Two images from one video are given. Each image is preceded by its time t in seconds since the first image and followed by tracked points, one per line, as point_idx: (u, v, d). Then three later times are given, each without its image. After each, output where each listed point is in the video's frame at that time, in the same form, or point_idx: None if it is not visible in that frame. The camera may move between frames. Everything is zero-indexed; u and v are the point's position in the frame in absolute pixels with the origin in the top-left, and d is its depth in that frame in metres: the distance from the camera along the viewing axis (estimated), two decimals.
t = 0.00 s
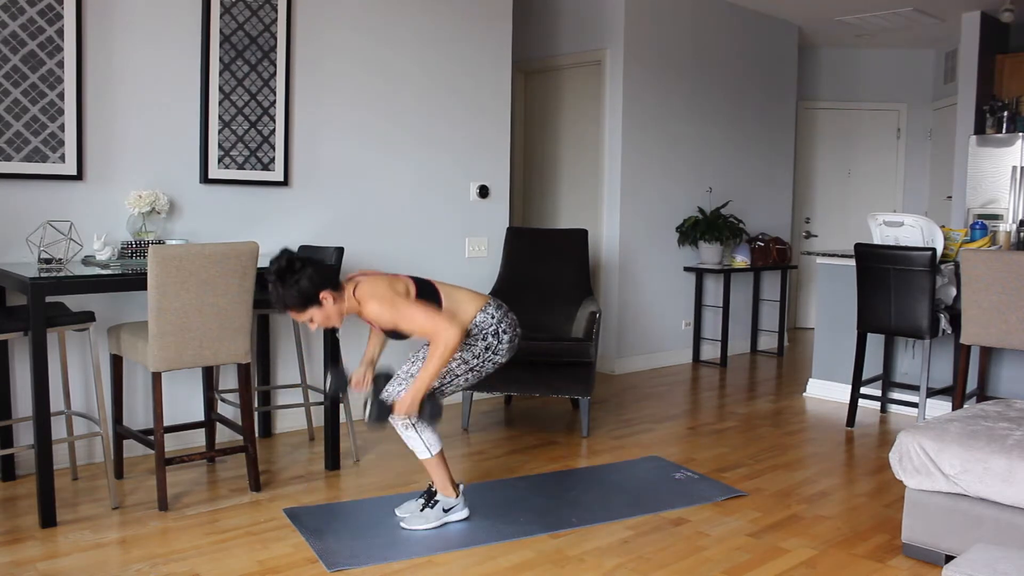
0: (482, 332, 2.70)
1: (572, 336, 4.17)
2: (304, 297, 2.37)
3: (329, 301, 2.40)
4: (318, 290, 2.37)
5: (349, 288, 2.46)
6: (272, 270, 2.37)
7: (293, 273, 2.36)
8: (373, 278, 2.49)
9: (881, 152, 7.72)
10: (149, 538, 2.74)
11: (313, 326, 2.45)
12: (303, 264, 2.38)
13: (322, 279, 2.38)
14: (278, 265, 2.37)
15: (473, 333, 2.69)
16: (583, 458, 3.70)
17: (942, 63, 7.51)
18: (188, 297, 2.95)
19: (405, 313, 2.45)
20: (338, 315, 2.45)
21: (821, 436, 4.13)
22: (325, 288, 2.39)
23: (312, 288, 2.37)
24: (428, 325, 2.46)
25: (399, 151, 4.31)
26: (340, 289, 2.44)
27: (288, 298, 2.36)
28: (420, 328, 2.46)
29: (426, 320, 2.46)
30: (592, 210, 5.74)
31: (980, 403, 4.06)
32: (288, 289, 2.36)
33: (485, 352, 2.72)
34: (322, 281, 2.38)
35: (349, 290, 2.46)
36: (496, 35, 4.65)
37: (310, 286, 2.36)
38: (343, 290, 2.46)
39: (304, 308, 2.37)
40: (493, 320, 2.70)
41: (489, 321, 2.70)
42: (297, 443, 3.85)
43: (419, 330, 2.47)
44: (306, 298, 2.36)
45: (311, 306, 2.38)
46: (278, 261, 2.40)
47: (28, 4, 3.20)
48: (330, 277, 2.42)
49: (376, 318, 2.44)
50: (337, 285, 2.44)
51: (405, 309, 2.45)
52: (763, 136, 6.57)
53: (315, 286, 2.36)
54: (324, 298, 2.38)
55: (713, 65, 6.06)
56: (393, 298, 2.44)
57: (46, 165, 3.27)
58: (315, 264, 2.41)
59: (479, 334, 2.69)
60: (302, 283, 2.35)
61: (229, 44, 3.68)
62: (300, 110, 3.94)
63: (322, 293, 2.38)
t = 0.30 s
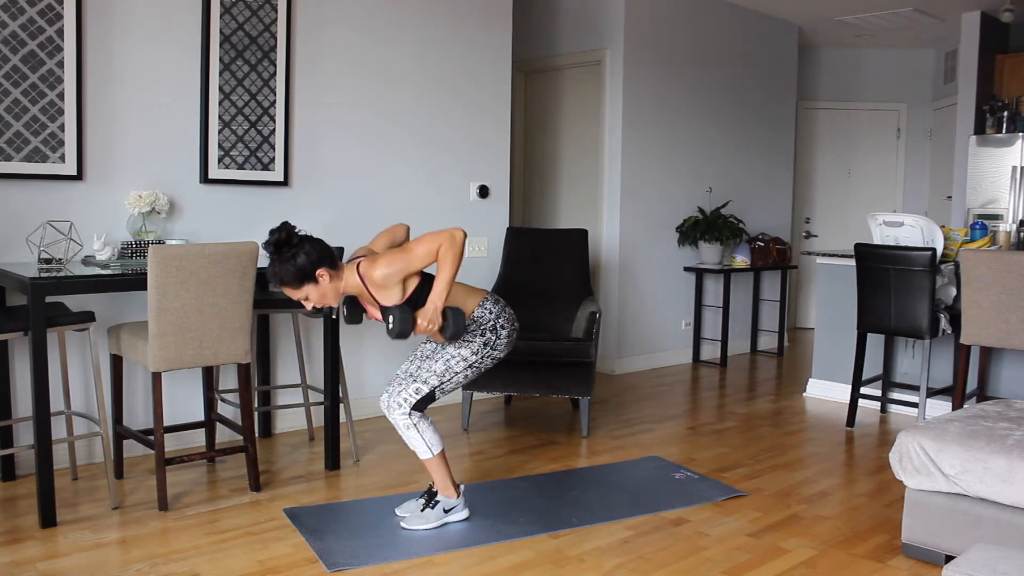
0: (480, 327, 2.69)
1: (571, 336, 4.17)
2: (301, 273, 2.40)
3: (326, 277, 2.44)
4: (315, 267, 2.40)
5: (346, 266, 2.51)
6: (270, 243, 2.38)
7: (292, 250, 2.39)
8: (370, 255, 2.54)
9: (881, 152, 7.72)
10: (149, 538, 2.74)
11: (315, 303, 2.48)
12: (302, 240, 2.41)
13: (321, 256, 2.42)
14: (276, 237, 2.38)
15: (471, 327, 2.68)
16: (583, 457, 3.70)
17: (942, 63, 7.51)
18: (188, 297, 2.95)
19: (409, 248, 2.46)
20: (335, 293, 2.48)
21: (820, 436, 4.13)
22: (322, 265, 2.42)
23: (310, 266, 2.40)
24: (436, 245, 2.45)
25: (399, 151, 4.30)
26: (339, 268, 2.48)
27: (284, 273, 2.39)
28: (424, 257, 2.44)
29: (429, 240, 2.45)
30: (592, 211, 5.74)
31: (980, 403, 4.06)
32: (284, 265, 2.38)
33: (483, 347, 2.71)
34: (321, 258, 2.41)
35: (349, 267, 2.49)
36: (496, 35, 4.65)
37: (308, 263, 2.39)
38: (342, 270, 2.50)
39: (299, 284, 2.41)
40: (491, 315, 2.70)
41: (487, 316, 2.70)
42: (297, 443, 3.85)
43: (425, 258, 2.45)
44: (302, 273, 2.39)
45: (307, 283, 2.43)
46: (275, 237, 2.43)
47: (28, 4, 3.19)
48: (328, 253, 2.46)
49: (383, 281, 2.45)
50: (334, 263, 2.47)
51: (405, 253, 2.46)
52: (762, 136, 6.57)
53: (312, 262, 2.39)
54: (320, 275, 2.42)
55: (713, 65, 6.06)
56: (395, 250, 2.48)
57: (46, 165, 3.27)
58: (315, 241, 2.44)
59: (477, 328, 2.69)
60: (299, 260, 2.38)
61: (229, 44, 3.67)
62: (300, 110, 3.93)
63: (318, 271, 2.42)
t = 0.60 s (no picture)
0: (484, 328, 2.66)
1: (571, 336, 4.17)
2: (305, 283, 2.36)
3: (330, 288, 2.39)
4: (320, 277, 2.36)
5: (352, 276, 2.44)
6: (274, 254, 2.35)
7: (296, 258, 2.35)
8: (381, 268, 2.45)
9: (881, 152, 7.73)
10: (149, 538, 2.74)
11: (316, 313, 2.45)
12: (306, 249, 2.37)
13: (326, 266, 2.38)
14: (280, 249, 2.35)
15: (476, 329, 2.66)
16: (583, 458, 3.70)
17: (942, 63, 7.51)
18: (188, 298, 2.95)
19: (407, 315, 2.33)
20: (339, 303, 2.43)
21: (820, 436, 4.13)
22: (327, 274, 2.38)
23: (314, 275, 2.36)
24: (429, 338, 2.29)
25: (399, 151, 4.31)
26: (344, 277, 2.42)
27: (288, 283, 2.35)
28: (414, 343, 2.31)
29: (426, 331, 2.30)
30: (592, 210, 5.74)
31: (980, 403, 4.06)
32: (288, 274, 2.35)
33: (488, 350, 2.69)
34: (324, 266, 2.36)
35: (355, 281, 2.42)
36: (495, 35, 4.65)
37: (312, 272, 2.35)
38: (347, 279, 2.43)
39: (303, 294, 2.37)
40: (495, 316, 2.68)
41: (491, 316, 2.68)
42: (297, 443, 3.86)
43: (416, 340, 2.32)
44: (307, 284, 2.35)
45: (311, 293, 2.38)
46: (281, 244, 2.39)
47: (28, 4, 3.19)
48: (333, 262, 2.41)
49: (382, 311, 2.37)
50: (339, 273, 2.42)
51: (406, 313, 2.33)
52: (763, 136, 6.57)
53: (316, 272, 2.35)
54: (324, 285, 2.38)
55: (713, 65, 6.06)
56: (400, 295, 2.36)
57: (46, 165, 3.27)
58: (320, 250, 2.40)
59: (482, 330, 2.66)
60: (303, 269, 2.34)
61: (229, 44, 3.68)
62: (300, 110, 3.94)
63: (323, 280, 2.38)
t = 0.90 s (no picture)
0: (481, 334, 2.66)
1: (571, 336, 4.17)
2: (303, 318, 2.23)
3: (327, 324, 2.27)
4: (316, 313, 2.23)
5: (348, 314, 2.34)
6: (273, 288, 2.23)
7: (294, 293, 2.23)
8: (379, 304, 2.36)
9: (881, 152, 7.73)
10: (149, 538, 2.74)
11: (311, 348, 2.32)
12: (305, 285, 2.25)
13: (324, 303, 2.25)
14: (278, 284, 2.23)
15: (472, 334, 2.65)
16: (583, 458, 3.70)
17: (942, 62, 7.51)
18: (187, 299, 2.95)
19: (384, 372, 2.22)
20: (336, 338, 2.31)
21: (820, 436, 4.13)
22: (324, 310, 2.25)
23: (311, 310, 2.23)
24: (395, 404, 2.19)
25: (399, 151, 4.31)
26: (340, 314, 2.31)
27: (285, 318, 2.22)
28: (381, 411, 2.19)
29: (392, 395, 2.18)
30: (592, 210, 5.74)
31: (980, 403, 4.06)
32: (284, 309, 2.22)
33: (485, 355, 2.68)
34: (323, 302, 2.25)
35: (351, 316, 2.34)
36: (495, 35, 4.65)
37: (311, 307, 2.23)
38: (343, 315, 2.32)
39: (301, 329, 2.23)
40: (491, 322, 2.68)
41: (487, 323, 2.68)
42: (297, 443, 3.85)
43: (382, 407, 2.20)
44: (305, 319, 2.22)
45: (308, 328, 2.25)
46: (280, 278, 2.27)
47: (28, 4, 3.19)
48: (331, 299, 2.29)
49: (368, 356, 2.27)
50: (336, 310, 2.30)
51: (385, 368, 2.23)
52: (763, 136, 6.57)
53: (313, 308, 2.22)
54: (321, 321, 2.25)
55: (713, 65, 6.06)
56: (388, 347, 2.26)
57: (46, 165, 3.27)
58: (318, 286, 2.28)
59: (478, 335, 2.65)
60: (300, 304, 2.21)
61: (229, 44, 3.68)
62: (300, 110, 3.94)
63: (321, 315, 2.25)
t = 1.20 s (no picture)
0: (455, 352, 2.60)
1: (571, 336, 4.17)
2: (285, 359, 2.27)
3: (310, 357, 2.31)
4: (297, 349, 2.27)
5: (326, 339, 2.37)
6: (248, 337, 2.28)
7: (269, 335, 2.27)
8: (352, 325, 2.38)
9: (881, 152, 7.73)
10: (149, 538, 2.74)
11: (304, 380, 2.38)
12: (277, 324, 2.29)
13: (301, 335, 2.29)
14: (251, 331, 2.29)
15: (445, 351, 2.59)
16: (583, 458, 3.70)
17: (942, 62, 7.51)
18: (186, 299, 2.95)
19: (366, 391, 2.31)
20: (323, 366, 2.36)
21: (820, 436, 4.13)
22: (303, 344, 2.29)
23: (291, 347, 2.27)
24: (379, 426, 2.31)
25: (399, 151, 4.31)
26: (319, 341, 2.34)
27: (269, 362, 2.27)
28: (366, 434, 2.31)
29: (376, 416, 2.30)
30: (592, 210, 5.74)
31: (980, 403, 4.06)
32: (265, 354, 2.27)
33: (458, 373, 2.63)
34: (299, 339, 2.28)
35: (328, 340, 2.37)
36: (495, 35, 4.65)
37: (289, 345, 2.26)
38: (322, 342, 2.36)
39: (287, 369, 2.28)
40: (466, 341, 2.62)
41: (463, 341, 2.62)
42: (297, 442, 3.85)
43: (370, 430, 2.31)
44: (287, 358, 2.27)
45: (294, 365, 2.29)
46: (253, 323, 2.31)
47: (28, 4, 3.20)
48: (308, 329, 2.32)
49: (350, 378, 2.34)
50: (314, 339, 2.33)
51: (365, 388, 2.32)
52: (763, 135, 6.57)
53: (291, 345, 2.26)
54: (304, 356, 2.29)
55: (713, 66, 6.07)
56: (367, 367, 2.33)
57: (46, 165, 3.27)
58: (291, 322, 2.32)
59: (452, 353, 2.59)
60: (277, 345, 2.26)
61: (229, 44, 3.68)
62: (300, 110, 3.94)
63: (301, 350, 2.28)
